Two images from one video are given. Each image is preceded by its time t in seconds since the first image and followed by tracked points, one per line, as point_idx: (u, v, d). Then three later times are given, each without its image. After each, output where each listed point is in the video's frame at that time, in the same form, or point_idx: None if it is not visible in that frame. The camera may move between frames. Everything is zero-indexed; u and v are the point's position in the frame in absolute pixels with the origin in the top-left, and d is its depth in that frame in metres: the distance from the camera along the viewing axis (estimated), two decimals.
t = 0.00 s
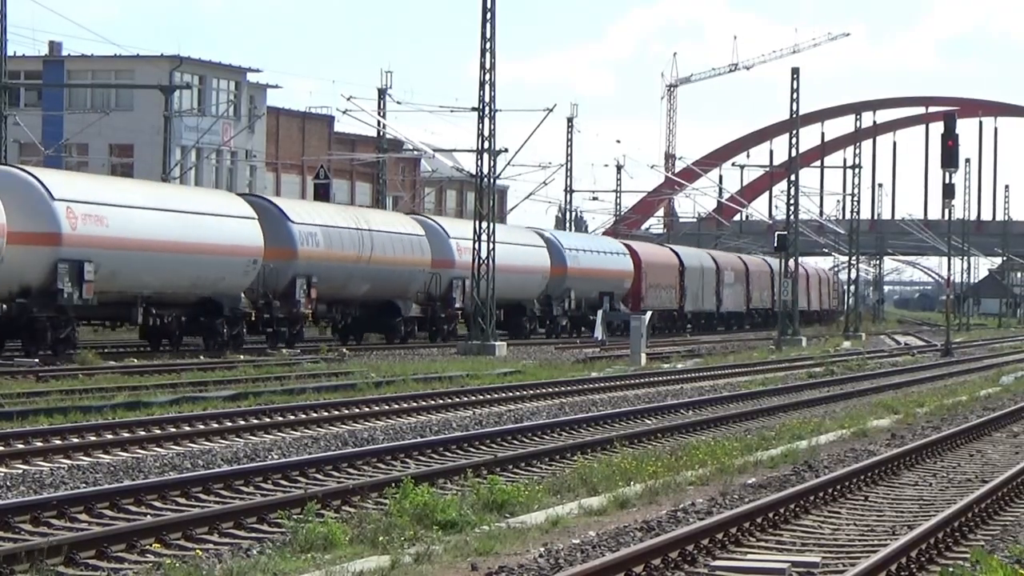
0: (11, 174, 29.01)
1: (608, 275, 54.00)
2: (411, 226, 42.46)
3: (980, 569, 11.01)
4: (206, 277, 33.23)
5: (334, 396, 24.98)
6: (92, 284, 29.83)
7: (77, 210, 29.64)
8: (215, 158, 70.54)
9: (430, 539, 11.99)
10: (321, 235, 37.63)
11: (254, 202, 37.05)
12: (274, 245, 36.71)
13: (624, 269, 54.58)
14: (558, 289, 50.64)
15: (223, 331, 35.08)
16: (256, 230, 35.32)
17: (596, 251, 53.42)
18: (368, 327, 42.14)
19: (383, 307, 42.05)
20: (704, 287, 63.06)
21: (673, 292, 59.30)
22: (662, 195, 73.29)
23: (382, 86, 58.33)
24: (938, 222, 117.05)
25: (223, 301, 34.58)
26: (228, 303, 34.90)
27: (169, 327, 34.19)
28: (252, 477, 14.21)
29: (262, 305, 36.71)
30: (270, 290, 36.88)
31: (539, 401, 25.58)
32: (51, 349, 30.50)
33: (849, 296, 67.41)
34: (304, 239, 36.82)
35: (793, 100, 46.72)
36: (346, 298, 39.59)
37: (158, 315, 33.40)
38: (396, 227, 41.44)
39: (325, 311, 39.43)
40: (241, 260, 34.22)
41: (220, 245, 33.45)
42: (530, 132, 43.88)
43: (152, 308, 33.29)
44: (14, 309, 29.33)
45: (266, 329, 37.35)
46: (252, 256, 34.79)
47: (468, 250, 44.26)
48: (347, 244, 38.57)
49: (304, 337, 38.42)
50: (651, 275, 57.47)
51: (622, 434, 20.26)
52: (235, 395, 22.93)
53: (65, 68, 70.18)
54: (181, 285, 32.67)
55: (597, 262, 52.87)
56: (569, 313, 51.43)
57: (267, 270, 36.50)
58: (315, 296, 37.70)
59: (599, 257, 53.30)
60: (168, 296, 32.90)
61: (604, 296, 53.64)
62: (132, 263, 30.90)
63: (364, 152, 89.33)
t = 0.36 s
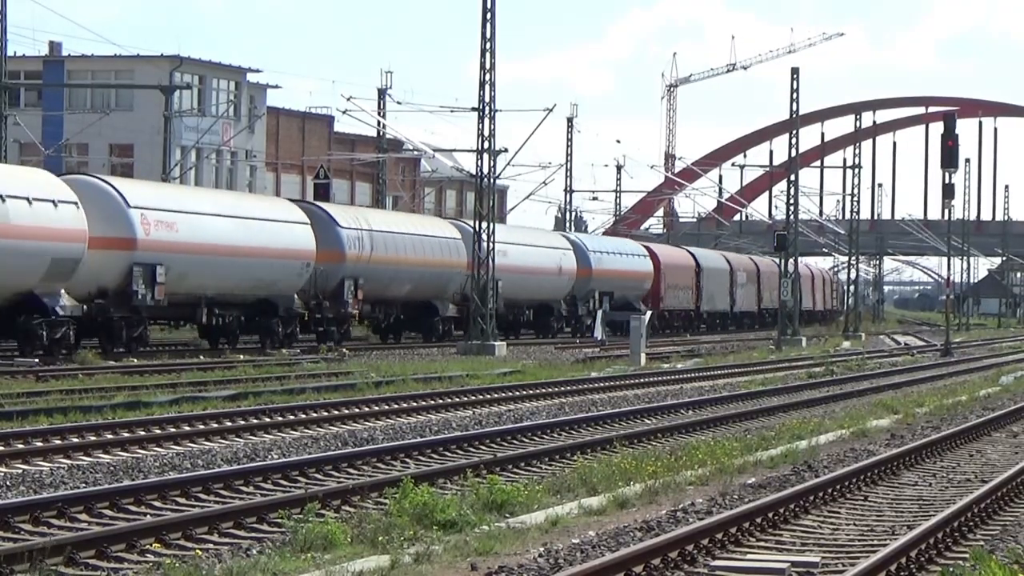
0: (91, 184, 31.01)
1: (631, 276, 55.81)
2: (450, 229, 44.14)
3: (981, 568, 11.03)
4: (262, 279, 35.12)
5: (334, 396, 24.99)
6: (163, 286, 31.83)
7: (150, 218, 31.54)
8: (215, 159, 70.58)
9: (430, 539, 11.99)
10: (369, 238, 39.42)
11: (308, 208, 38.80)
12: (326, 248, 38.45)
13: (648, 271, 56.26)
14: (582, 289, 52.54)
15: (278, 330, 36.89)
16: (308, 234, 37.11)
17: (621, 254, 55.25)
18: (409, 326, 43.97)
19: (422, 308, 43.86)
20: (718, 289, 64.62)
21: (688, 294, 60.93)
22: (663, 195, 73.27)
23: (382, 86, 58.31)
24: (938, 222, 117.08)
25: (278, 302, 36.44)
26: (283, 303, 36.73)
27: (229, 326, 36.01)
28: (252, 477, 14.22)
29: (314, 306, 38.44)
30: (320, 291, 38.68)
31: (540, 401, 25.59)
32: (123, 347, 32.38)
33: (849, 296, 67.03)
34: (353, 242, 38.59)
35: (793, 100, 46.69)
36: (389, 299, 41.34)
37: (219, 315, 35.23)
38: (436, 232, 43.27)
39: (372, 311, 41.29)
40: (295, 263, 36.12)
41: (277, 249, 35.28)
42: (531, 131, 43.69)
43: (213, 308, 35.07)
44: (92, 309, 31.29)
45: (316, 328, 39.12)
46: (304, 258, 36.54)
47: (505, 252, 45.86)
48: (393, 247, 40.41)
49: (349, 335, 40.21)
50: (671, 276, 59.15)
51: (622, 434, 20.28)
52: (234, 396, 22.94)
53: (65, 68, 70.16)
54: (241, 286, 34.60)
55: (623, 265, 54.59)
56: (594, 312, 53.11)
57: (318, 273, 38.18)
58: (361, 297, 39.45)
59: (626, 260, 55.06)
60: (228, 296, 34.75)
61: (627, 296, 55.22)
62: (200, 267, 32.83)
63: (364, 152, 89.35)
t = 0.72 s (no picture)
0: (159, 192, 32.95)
1: (651, 277, 57.59)
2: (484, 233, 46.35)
3: (981, 568, 11.03)
4: (314, 281, 36.87)
5: (335, 396, 25.03)
6: (226, 288, 33.67)
7: (212, 223, 33.36)
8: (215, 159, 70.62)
9: (430, 539, 12.00)
10: (409, 242, 40.99)
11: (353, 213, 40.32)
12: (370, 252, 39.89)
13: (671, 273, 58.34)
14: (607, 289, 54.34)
15: (330, 328, 38.46)
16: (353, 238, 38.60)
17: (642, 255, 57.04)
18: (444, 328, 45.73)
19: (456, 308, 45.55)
20: (731, 291, 66.75)
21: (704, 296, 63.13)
22: (663, 195, 73.30)
23: (382, 87, 58.32)
24: (938, 222, 117.14)
25: (329, 302, 38.08)
26: (333, 304, 38.33)
27: (284, 326, 37.72)
28: (252, 477, 14.22)
29: (361, 307, 39.71)
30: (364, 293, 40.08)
31: (540, 401, 25.64)
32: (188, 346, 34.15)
33: (849, 296, 66.96)
34: (395, 246, 40.18)
35: (793, 100, 46.71)
36: (428, 300, 42.92)
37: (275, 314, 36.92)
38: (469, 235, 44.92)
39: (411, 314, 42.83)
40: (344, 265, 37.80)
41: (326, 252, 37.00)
42: (531, 131, 43.71)
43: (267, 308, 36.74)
44: (160, 310, 33.10)
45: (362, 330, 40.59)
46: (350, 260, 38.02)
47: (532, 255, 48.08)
48: (430, 251, 42.02)
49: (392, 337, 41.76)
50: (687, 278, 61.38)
51: (622, 434, 20.30)
52: (235, 396, 22.96)
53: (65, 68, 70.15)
54: (293, 287, 36.29)
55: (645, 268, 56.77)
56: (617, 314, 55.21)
57: (363, 275, 39.52)
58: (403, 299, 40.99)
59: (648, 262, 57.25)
60: (282, 297, 36.44)
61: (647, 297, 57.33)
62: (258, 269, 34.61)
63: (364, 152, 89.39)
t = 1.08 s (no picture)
0: (222, 198, 34.88)
1: (671, 279, 59.54)
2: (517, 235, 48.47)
3: (981, 568, 11.04)
4: (361, 282, 38.94)
5: (334, 396, 25.02)
6: (283, 289, 35.62)
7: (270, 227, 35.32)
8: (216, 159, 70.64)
9: (430, 539, 12.00)
10: (448, 246, 43.10)
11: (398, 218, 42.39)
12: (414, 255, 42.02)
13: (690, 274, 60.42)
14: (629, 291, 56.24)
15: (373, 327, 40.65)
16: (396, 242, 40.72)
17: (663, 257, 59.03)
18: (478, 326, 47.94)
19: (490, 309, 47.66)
20: (745, 289, 68.53)
21: (721, 295, 65.00)
22: (663, 196, 73.35)
23: (382, 87, 58.32)
24: (938, 222, 117.13)
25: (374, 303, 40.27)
26: (377, 304, 40.49)
27: (333, 325, 39.78)
28: (253, 477, 14.22)
29: (402, 307, 42.05)
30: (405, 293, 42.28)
31: (540, 401, 25.64)
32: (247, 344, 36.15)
33: (848, 296, 66.99)
34: (435, 249, 42.23)
35: (793, 100, 46.72)
36: (464, 301, 45.06)
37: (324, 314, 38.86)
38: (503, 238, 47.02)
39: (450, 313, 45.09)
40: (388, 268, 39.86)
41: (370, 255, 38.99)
42: (531, 131, 43.76)
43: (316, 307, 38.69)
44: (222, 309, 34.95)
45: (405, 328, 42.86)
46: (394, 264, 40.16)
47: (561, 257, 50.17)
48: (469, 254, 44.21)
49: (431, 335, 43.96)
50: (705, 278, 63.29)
51: (622, 434, 20.30)
52: (235, 396, 22.96)
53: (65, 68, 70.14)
54: (342, 288, 38.31)
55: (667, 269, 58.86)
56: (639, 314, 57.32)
57: (405, 277, 41.58)
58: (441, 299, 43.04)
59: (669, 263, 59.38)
60: (332, 297, 38.45)
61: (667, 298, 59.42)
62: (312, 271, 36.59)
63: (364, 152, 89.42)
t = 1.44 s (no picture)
0: (277, 205, 36.88)
1: (687, 279, 61.47)
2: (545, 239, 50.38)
3: (982, 568, 11.04)
4: (404, 285, 40.77)
5: (335, 396, 25.02)
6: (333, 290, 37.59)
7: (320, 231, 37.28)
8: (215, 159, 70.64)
9: (430, 539, 12.00)
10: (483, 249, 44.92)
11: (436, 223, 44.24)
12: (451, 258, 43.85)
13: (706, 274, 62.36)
14: (649, 292, 58.13)
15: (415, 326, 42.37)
16: (435, 245, 42.51)
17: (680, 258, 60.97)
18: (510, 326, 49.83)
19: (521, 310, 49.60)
20: (756, 289, 70.35)
21: (734, 295, 66.87)
22: (663, 197, 73.39)
23: (382, 87, 58.31)
24: (938, 222, 117.13)
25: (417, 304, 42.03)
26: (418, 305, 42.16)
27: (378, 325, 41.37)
28: (252, 477, 14.23)
29: (441, 307, 43.75)
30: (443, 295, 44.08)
31: (540, 401, 25.64)
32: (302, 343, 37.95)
33: (848, 296, 66.92)
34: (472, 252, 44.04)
35: (793, 101, 46.74)
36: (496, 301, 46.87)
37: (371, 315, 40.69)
38: (532, 241, 48.98)
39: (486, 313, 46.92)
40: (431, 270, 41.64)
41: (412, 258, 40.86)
42: (532, 131, 43.77)
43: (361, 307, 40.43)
44: (278, 309, 36.85)
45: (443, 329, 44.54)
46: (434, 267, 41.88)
47: (586, 260, 52.14)
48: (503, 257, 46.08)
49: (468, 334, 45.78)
50: (718, 279, 65.21)
51: (622, 434, 20.30)
52: (235, 396, 22.95)
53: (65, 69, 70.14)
54: (385, 289, 40.14)
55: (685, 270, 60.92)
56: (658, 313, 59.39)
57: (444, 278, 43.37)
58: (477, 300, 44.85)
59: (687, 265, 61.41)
60: (376, 297, 40.23)
61: (684, 298, 61.53)
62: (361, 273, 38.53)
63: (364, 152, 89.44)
